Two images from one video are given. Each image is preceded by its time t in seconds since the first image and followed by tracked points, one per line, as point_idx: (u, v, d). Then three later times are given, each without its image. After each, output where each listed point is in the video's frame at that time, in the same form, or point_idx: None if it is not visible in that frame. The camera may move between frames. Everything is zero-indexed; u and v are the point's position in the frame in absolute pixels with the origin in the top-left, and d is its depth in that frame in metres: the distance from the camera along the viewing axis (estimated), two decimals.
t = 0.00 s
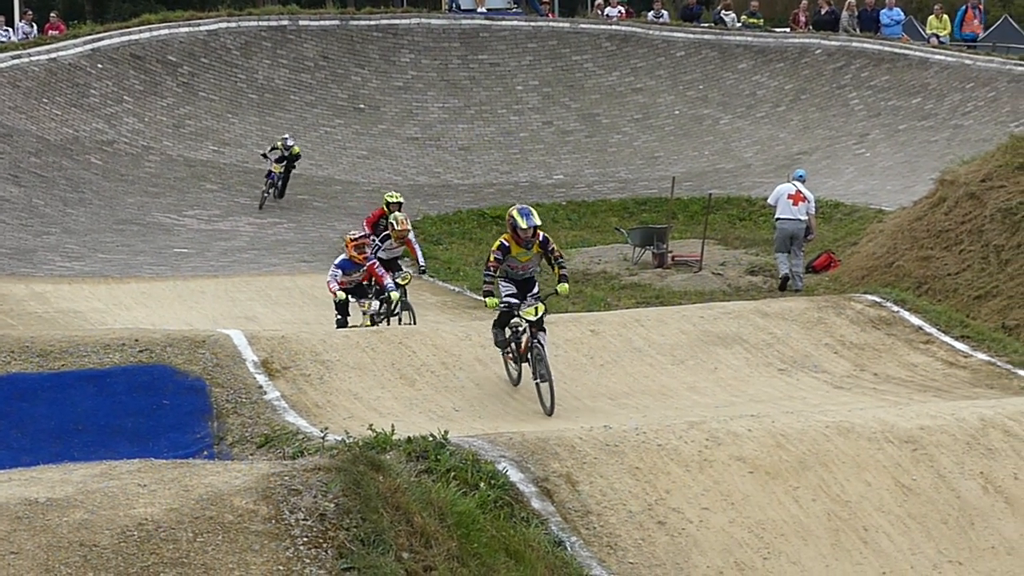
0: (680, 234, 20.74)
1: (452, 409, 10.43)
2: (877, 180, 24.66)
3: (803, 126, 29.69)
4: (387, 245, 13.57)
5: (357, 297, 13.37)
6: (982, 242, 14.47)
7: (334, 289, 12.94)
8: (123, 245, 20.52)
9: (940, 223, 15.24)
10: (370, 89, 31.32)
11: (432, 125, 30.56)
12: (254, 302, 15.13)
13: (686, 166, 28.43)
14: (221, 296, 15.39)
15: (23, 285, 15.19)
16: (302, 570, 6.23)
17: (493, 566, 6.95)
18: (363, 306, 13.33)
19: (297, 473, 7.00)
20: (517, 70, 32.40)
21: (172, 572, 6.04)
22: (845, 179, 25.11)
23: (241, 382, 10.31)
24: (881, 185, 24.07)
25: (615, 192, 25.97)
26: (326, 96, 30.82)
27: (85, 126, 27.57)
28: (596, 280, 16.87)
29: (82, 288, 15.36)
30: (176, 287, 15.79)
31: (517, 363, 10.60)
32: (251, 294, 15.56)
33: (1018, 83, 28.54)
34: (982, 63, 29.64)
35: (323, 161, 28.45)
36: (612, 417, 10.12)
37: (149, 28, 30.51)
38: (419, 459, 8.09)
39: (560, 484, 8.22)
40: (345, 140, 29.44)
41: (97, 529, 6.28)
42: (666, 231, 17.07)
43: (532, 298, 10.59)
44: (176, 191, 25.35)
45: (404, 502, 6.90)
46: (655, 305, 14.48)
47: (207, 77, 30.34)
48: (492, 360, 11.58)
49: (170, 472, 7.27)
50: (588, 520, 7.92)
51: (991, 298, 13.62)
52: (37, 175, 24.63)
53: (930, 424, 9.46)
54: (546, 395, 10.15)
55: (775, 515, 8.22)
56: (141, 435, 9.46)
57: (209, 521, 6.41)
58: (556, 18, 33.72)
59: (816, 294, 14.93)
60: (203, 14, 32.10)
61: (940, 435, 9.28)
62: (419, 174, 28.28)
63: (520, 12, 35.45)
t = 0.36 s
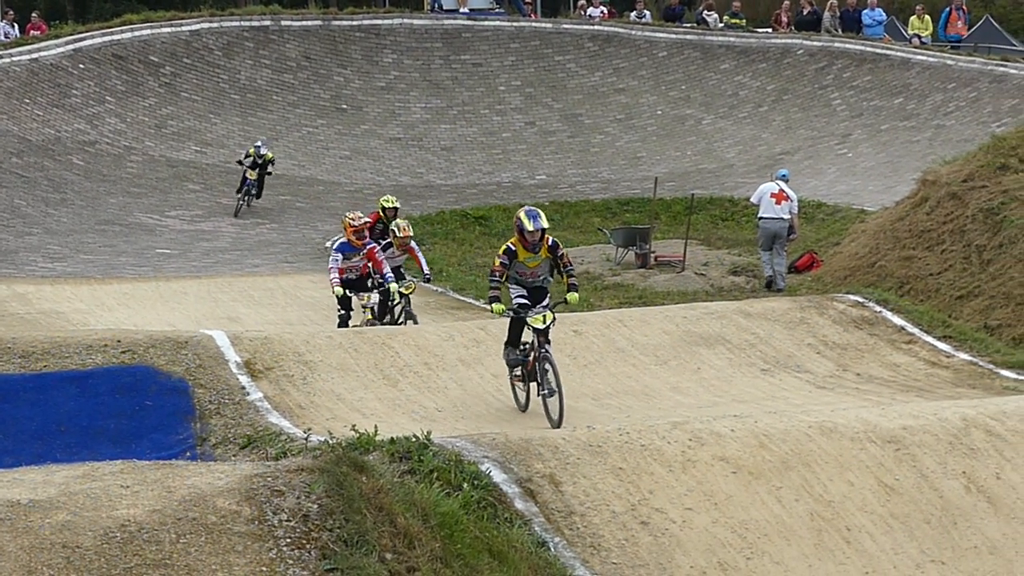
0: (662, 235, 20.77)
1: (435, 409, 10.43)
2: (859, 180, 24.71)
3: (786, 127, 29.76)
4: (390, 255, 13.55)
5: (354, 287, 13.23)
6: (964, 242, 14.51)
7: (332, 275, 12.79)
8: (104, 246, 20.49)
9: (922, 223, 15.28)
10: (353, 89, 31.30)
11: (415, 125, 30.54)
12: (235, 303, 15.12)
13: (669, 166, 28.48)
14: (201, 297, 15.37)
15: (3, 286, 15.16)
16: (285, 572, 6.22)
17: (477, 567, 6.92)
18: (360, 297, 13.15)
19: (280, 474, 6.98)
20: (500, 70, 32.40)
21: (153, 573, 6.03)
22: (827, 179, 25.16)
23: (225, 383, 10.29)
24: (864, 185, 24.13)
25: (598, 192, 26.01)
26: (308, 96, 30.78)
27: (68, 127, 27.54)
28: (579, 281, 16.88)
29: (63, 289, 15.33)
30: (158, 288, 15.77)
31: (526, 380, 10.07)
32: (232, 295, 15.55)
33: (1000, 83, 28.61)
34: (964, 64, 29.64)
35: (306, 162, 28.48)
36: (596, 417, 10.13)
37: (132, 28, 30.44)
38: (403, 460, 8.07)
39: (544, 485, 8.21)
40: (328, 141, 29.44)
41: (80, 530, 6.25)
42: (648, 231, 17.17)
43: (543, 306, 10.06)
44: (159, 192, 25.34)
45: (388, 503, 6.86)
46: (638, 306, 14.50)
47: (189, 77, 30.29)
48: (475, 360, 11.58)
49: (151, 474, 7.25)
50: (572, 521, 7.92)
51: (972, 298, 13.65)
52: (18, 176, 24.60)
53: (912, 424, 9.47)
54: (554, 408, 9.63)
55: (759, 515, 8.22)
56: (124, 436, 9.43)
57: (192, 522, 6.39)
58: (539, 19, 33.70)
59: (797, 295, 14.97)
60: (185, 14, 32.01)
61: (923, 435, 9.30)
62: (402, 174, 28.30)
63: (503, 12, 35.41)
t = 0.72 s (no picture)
0: (664, 231, 20.76)
1: (437, 405, 10.43)
2: (860, 175, 24.71)
3: (786, 122, 29.76)
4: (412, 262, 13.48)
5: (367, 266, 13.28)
6: (965, 237, 14.53)
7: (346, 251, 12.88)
8: (106, 242, 20.52)
9: (923, 218, 15.29)
10: (353, 85, 31.28)
11: (415, 121, 30.54)
12: (238, 298, 15.14)
13: (670, 162, 28.50)
14: (204, 293, 15.37)
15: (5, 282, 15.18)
16: (286, 567, 6.21)
17: (478, 563, 6.90)
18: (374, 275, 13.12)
19: (282, 470, 6.98)
20: (500, 66, 32.40)
21: (155, 568, 6.03)
22: (828, 175, 25.16)
23: (226, 379, 10.30)
24: (865, 180, 24.13)
25: (599, 188, 26.03)
26: (309, 92, 30.76)
27: (68, 123, 27.55)
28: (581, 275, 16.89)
29: (66, 285, 15.34)
30: (160, 284, 15.78)
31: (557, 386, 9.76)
32: (234, 290, 15.56)
33: (1000, 78, 28.59)
34: (964, 59, 29.65)
35: (306, 158, 28.52)
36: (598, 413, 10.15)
37: (132, 24, 30.41)
38: (405, 455, 8.07)
39: (545, 481, 8.21)
40: (329, 137, 29.46)
41: (82, 526, 6.26)
42: (649, 227, 17.20)
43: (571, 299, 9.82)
44: (159, 188, 25.38)
45: (389, 499, 6.85)
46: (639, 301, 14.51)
47: (190, 73, 30.28)
48: (477, 355, 11.59)
49: (153, 470, 7.25)
50: (574, 516, 7.92)
51: (974, 293, 13.66)
52: (20, 172, 24.63)
53: (914, 419, 9.47)
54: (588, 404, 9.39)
55: (760, 510, 8.22)
56: (126, 432, 9.43)
57: (194, 518, 6.39)
58: (539, 15, 33.66)
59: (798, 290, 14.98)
60: (186, 10, 31.99)
61: (924, 430, 9.29)
62: (403, 170, 28.33)
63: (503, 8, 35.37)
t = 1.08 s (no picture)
0: (661, 228, 20.74)
1: (433, 402, 10.44)
2: (857, 173, 24.73)
3: (783, 120, 29.78)
4: (429, 264, 13.41)
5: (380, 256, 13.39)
6: (962, 235, 14.52)
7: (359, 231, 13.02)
8: (103, 238, 20.54)
9: (920, 215, 15.29)
10: (350, 82, 31.24)
11: (412, 118, 30.55)
12: (235, 294, 15.15)
13: (667, 159, 28.53)
14: (202, 289, 15.37)
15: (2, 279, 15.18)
16: (283, 564, 6.19)
17: (475, 560, 6.88)
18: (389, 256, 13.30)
19: (279, 467, 6.97)
20: (498, 63, 32.40)
21: (151, 565, 6.02)
22: (825, 172, 25.18)
23: (222, 376, 10.29)
24: (862, 178, 24.16)
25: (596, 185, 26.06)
26: (306, 89, 30.74)
27: (65, 120, 27.54)
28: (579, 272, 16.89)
29: (63, 281, 15.34)
30: (157, 280, 15.78)
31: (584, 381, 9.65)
32: (231, 287, 15.57)
33: (998, 76, 28.58)
34: (962, 56, 29.65)
35: (303, 155, 28.55)
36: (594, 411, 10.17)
37: (129, 21, 30.34)
38: (402, 452, 8.07)
39: (542, 478, 8.21)
40: (326, 134, 29.47)
41: (78, 523, 6.25)
42: (646, 223, 17.17)
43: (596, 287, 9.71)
44: (156, 185, 25.41)
45: (386, 496, 6.83)
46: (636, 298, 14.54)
47: (187, 70, 30.23)
48: (474, 351, 11.61)
49: (149, 466, 7.25)
50: (570, 513, 7.92)
51: (971, 291, 13.66)
52: (17, 170, 24.64)
53: (911, 416, 9.46)
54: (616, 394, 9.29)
55: (757, 507, 8.22)
56: (122, 429, 9.43)
57: (190, 515, 6.38)
58: (537, 12, 33.60)
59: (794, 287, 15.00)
60: (183, 7, 31.93)
61: (921, 427, 9.29)
62: (400, 167, 28.37)
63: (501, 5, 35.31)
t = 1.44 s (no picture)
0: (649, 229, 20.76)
1: (422, 403, 10.44)
2: (846, 174, 24.78)
3: (772, 121, 29.82)
4: (439, 260, 13.00)
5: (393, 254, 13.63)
6: (950, 236, 14.55)
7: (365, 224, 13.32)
8: (91, 240, 20.51)
9: (909, 217, 15.32)
10: (339, 83, 31.19)
11: (401, 119, 30.56)
12: (222, 296, 15.14)
13: (656, 160, 28.59)
14: (190, 291, 15.37)
15: None
16: (272, 565, 6.14)
17: (464, 561, 6.86)
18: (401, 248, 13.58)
19: (268, 468, 6.93)
20: (487, 64, 32.40)
21: (140, 566, 5.97)
22: (814, 173, 25.24)
23: (211, 377, 10.28)
24: (850, 179, 24.20)
25: (585, 186, 26.10)
26: (295, 90, 30.70)
27: (54, 121, 27.50)
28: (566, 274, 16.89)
29: (50, 283, 15.31)
30: (145, 282, 15.76)
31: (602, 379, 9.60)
32: (219, 289, 15.55)
33: (987, 77, 28.62)
34: (951, 57, 29.69)
35: (293, 155, 28.57)
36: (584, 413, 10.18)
37: (117, 21, 30.27)
38: (390, 454, 8.05)
39: (531, 479, 8.21)
40: (315, 135, 29.46)
41: (66, 524, 6.22)
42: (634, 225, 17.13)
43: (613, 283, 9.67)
44: (145, 185, 25.41)
45: (375, 497, 6.80)
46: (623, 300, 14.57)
47: (176, 71, 30.18)
48: (463, 352, 11.62)
49: (138, 468, 7.24)
50: (559, 514, 7.92)
51: (960, 292, 13.68)
52: (5, 171, 24.61)
53: (899, 418, 9.47)
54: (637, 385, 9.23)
55: (746, 508, 8.22)
56: (111, 431, 9.41)
57: (179, 516, 6.34)
58: (526, 13, 33.55)
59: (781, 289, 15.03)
60: (172, 7, 31.85)
61: (910, 429, 9.29)
62: (390, 168, 28.41)
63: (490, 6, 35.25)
